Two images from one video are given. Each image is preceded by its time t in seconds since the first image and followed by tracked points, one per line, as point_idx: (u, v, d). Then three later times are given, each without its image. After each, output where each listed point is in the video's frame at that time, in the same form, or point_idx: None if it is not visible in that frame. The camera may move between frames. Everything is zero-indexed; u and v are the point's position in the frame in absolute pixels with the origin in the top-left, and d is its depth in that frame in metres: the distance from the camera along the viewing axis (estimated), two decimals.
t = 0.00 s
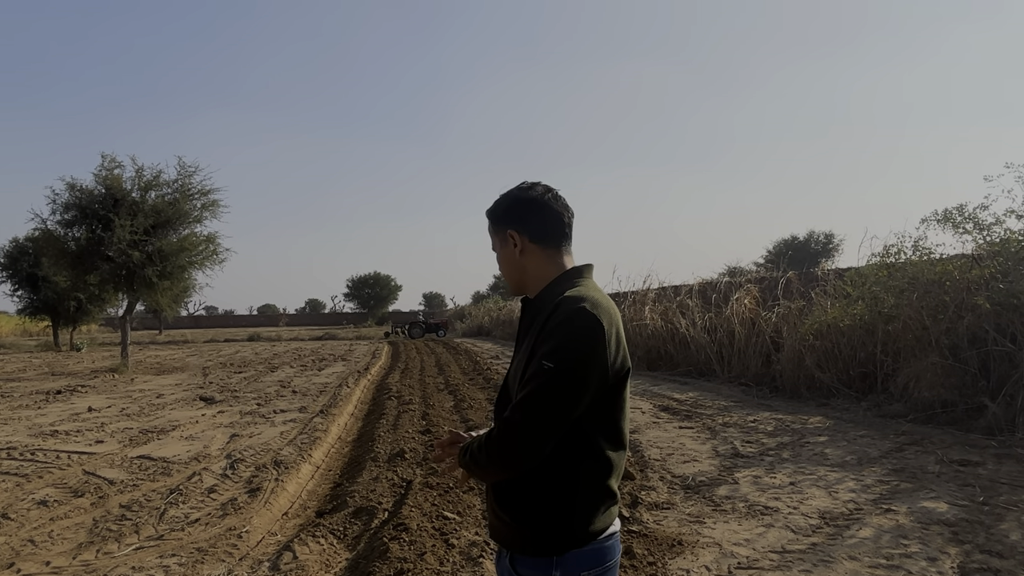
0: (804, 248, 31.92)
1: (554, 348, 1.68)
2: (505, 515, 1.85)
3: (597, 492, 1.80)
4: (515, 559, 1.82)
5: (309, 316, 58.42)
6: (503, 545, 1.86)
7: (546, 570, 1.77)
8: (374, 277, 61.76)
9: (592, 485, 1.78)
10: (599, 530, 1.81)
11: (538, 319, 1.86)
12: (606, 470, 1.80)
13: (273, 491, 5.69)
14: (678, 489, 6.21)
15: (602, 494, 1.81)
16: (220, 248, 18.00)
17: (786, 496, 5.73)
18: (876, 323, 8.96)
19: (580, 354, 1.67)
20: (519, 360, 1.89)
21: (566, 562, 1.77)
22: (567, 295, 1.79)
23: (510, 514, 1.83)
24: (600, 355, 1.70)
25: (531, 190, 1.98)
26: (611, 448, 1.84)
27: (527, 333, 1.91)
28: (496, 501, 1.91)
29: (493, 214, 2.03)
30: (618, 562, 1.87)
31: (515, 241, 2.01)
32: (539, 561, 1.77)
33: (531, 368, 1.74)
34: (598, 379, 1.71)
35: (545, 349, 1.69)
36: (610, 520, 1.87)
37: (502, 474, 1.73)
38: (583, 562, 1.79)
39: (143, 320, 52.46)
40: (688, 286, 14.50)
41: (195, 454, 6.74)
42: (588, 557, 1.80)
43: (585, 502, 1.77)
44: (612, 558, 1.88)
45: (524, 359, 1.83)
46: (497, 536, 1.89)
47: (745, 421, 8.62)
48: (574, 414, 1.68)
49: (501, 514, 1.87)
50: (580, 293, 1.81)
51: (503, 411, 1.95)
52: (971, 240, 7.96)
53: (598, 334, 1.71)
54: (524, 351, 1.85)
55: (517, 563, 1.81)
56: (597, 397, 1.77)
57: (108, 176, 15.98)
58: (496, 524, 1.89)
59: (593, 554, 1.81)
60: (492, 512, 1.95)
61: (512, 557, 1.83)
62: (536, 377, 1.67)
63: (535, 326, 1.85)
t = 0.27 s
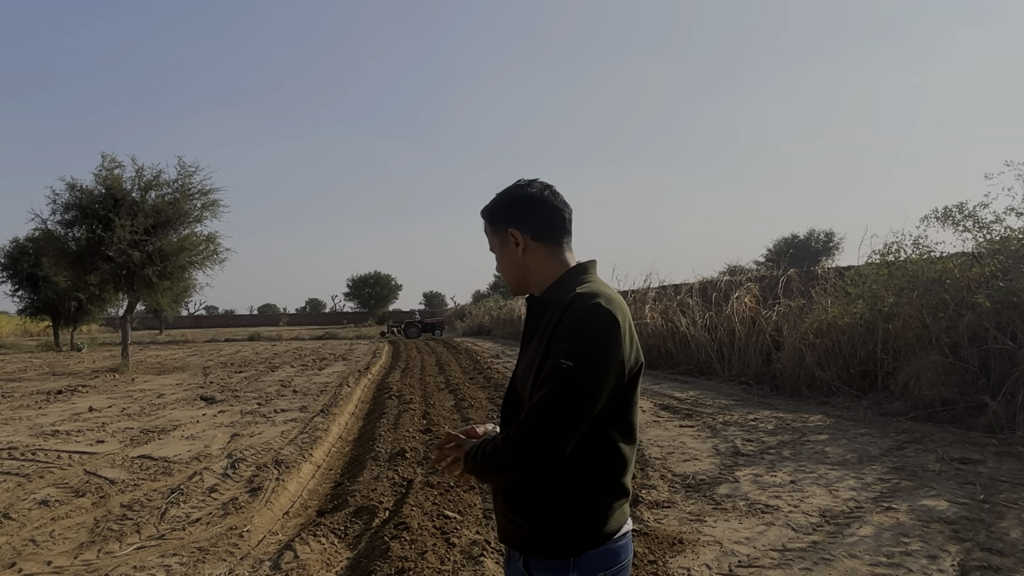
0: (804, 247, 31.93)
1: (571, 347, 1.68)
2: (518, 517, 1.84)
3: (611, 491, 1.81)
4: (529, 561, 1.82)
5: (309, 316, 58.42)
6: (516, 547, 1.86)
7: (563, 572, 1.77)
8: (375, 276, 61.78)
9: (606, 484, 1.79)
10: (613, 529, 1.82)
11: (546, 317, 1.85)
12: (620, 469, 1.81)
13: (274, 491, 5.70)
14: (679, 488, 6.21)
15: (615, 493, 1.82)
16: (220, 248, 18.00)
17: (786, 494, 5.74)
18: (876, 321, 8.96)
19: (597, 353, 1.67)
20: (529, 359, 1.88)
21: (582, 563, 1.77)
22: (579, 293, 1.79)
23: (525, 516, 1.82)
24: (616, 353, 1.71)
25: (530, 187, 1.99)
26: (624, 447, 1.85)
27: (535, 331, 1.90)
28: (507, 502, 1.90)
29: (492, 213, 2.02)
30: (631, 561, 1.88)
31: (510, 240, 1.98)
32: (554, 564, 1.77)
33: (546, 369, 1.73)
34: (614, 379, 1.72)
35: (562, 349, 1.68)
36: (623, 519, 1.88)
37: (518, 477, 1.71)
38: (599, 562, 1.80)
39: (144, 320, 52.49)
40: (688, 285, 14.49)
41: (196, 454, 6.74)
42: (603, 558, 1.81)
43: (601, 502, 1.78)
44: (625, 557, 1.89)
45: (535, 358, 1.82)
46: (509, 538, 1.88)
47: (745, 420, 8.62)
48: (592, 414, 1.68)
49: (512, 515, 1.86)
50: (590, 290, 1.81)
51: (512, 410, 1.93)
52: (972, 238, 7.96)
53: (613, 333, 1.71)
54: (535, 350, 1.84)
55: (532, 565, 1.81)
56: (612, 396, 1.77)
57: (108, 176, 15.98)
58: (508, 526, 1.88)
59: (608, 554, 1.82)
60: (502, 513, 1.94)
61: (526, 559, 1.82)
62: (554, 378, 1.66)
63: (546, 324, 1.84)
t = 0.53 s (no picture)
0: (805, 245, 31.94)
1: (595, 348, 1.66)
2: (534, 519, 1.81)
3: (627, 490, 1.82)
4: (544, 563, 1.80)
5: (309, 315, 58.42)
6: (530, 549, 1.83)
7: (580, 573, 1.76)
8: (375, 275, 61.80)
9: (620, 483, 1.80)
10: (627, 529, 1.83)
11: (561, 313, 1.84)
12: (634, 468, 1.83)
13: (275, 489, 5.70)
14: (679, 485, 6.22)
15: (629, 493, 1.83)
16: (221, 246, 18.01)
17: (787, 492, 5.74)
18: (876, 319, 8.96)
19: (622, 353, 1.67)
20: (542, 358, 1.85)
21: (600, 563, 1.77)
22: (597, 292, 1.79)
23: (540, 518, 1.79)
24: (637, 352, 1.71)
25: (535, 181, 1.97)
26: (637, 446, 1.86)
27: (547, 331, 1.87)
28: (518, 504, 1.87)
29: (497, 209, 1.99)
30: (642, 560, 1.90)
31: (520, 234, 1.96)
32: (572, 565, 1.76)
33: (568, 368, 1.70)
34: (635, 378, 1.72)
35: (586, 350, 1.66)
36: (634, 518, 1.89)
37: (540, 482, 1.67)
38: (614, 562, 1.81)
39: (144, 319, 52.52)
40: (688, 283, 14.49)
41: (197, 453, 6.75)
42: (618, 557, 1.82)
43: (617, 501, 1.78)
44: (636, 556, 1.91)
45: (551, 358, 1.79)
46: (522, 540, 1.85)
47: (746, 417, 8.63)
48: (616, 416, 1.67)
49: (525, 517, 1.84)
50: (607, 288, 1.81)
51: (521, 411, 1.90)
52: (972, 236, 7.96)
53: (635, 332, 1.72)
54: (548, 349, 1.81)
55: (547, 567, 1.79)
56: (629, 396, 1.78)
57: (108, 175, 15.98)
58: (520, 528, 1.85)
59: (622, 553, 1.83)
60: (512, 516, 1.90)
61: (541, 561, 1.80)
62: (580, 378, 1.64)
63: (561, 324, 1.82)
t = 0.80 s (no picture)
0: (805, 243, 31.93)
1: (622, 342, 1.64)
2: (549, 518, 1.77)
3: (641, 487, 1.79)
4: (559, 563, 1.77)
5: (310, 314, 58.42)
6: (544, 549, 1.78)
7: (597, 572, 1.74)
8: (376, 274, 61.80)
9: (636, 480, 1.77)
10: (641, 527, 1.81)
11: (580, 307, 1.80)
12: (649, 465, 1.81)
13: (276, 488, 5.71)
14: (680, 483, 6.22)
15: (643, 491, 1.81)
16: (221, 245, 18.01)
17: (788, 490, 5.74)
18: (877, 317, 8.96)
19: (647, 347, 1.66)
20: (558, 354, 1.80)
21: (616, 562, 1.75)
22: (617, 287, 1.77)
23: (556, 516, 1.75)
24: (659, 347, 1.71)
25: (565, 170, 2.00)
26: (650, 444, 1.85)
27: (563, 326, 1.83)
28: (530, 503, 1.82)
29: (545, 186, 1.90)
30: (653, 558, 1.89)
31: (569, 219, 1.92)
32: (589, 565, 1.73)
33: (592, 361, 1.68)
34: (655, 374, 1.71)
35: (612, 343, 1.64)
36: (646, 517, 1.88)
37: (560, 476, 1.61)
38: (629, 560, 1.79)
39: (145, 319, 52.53)
40: (688, 281, 14.49)
41: (198, 451, 6.75)
42: (633, 555, 1.80)
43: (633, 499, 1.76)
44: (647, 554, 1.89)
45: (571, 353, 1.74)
46: (534, 540, 1.80)
47: (747, 415, 8.63)
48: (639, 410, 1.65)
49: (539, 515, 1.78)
50: (628, 282, 1.80)
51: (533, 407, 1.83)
52: (972, 233, 7.95)
53: (656, 327, 1.72)
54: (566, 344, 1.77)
55: (562, 567, 1.76)
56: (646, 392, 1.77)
57: (108, 174, 15.98)
58: (532, 527, 1.80)
59: (636, 551, 1.81)
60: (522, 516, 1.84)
61: (555, 561, 1.77)
62: (607, 371, 1.62)
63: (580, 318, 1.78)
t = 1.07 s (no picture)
0: (804, 242, 31.95)
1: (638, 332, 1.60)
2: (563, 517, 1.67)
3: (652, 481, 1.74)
4: (581, 565, 1.68)
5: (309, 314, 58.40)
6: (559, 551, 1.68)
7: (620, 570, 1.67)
8: (375, 274, 61.81)
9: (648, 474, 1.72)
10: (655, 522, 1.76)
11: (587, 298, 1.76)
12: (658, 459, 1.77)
13: (276, 487, 5.71)
14: (680, 482, 6.22)
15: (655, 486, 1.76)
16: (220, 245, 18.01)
17: (788, 489, 5.74)
18: (876, 316, 8.97)
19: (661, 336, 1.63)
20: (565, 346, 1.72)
21: (637, 560, 1.69)
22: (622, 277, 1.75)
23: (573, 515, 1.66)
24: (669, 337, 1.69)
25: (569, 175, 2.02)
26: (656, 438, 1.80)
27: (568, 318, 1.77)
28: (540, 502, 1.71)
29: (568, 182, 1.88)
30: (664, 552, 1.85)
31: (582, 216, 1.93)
32: (613, 563, 1.66)
33: (609, 351, 1.61)
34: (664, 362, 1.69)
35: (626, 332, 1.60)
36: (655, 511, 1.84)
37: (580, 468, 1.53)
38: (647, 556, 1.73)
39: (144, 319, 52.53)
40: (688, 281, 14.49)
41: (198, 451, 6.75)
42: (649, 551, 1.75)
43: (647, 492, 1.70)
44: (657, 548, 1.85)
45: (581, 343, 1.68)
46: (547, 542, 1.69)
47: (746, 414, 8.62)
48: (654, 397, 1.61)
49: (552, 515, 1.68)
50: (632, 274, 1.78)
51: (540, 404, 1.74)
52: (972, 232, 7.96)
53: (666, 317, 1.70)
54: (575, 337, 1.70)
55: (584, 568, 1.68)
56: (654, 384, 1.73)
57: (107, 174, 15.98)
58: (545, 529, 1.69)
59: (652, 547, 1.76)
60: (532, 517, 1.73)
61: (576, 562, 1.69)
62: (627, 358, 1.57)
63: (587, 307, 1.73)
